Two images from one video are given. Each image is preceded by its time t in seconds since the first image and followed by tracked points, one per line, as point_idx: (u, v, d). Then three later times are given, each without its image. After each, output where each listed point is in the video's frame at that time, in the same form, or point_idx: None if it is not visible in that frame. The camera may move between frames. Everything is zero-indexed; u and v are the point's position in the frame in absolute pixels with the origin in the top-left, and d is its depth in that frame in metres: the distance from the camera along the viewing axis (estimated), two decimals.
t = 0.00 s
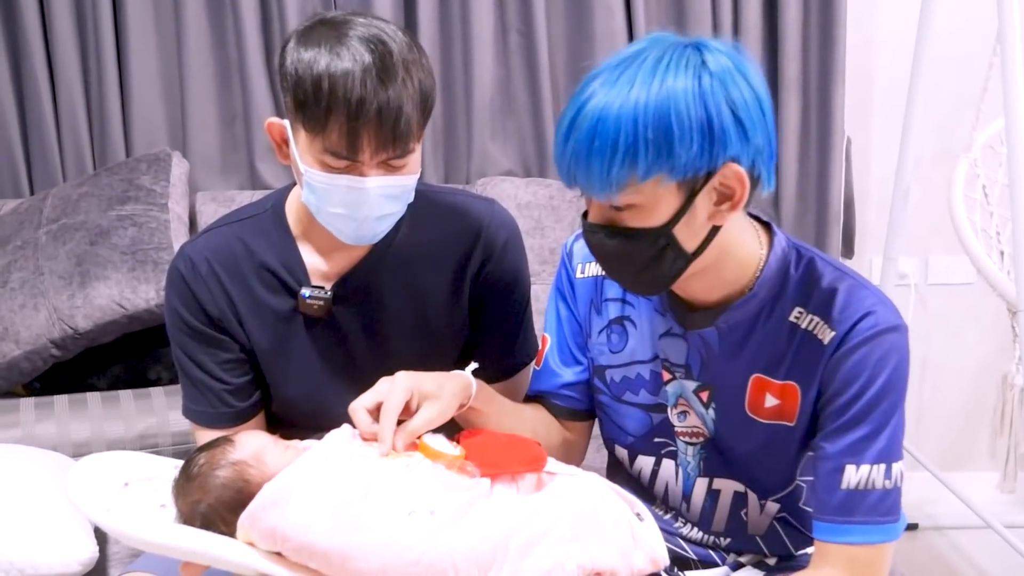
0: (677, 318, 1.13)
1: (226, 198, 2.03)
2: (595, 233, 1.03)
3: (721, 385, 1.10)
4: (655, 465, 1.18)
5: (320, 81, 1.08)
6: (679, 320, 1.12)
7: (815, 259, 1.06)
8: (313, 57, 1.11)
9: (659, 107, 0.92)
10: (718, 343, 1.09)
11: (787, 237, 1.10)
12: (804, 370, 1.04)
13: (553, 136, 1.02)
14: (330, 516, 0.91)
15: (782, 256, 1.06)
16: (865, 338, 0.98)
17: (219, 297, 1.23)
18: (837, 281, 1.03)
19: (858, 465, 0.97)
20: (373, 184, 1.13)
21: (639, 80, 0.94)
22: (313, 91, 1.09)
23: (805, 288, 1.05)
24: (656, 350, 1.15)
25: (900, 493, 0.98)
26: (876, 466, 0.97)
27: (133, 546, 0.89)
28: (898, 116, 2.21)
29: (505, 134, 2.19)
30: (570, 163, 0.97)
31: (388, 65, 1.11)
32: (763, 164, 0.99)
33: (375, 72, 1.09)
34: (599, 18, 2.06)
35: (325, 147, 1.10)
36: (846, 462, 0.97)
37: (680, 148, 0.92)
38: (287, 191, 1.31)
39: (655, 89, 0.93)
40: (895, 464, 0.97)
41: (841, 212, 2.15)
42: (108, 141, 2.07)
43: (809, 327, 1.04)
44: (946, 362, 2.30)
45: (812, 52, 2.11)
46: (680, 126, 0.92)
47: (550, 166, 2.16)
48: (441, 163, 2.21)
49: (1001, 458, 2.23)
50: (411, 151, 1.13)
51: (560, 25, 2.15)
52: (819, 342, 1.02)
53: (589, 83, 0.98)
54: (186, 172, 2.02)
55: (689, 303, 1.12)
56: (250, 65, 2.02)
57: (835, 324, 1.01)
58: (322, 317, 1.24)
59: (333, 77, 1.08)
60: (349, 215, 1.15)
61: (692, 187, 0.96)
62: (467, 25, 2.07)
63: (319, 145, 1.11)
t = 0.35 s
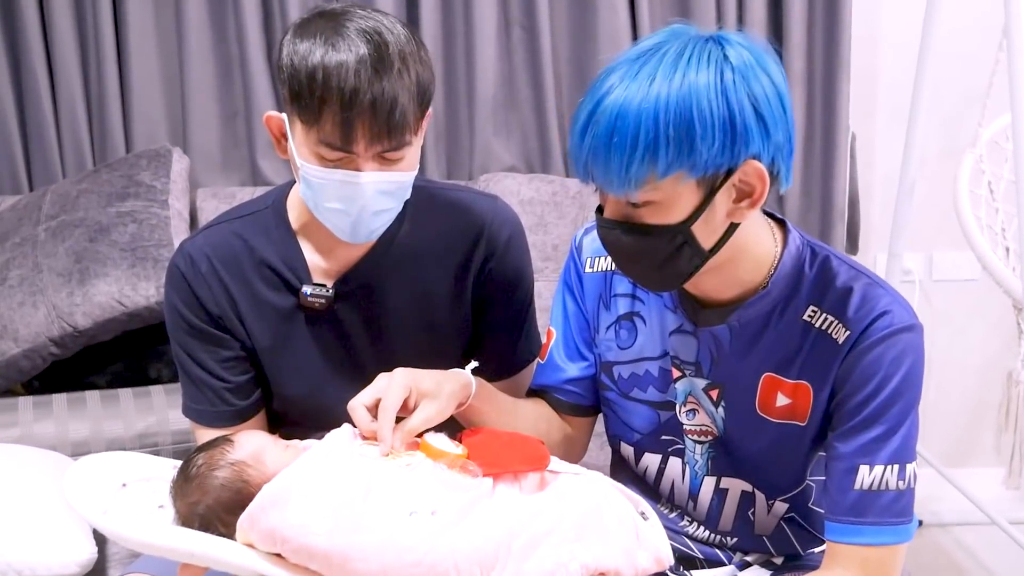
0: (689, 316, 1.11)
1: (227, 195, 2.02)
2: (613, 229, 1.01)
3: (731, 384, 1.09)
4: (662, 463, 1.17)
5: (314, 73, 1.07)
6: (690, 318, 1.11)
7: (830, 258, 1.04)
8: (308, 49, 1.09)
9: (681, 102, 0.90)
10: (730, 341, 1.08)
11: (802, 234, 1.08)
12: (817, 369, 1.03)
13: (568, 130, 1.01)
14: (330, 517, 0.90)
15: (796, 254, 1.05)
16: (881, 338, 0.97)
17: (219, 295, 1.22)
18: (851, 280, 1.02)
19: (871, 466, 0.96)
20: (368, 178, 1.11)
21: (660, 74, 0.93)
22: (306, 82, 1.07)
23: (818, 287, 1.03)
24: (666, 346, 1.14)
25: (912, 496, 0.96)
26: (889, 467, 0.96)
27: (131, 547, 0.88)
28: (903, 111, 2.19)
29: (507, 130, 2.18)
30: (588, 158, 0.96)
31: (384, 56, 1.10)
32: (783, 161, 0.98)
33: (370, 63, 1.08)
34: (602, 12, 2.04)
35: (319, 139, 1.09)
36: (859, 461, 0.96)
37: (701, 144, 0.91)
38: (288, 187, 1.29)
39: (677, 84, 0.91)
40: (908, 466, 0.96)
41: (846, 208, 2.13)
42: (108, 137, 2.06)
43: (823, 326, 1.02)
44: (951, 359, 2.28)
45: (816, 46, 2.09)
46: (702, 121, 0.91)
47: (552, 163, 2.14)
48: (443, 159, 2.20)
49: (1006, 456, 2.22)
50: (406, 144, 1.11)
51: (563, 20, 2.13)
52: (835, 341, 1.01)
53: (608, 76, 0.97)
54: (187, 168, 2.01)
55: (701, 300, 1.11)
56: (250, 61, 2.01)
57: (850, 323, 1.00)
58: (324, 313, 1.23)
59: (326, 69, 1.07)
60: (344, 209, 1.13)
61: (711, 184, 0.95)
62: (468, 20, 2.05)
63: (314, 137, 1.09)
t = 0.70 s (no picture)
0: (693, 321, 1.11)
1: (223, 201, 2.01)
2: (622, 230, 1.01)
3: (735, 389, 1.09)
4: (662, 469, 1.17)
5: (303, 77, 1.07)
6: (694, 323, 1.11)
7: (834, 264, 1.05)
8: (298, 55, 1.10)
9: (696, 106, 0.91)
10: (734, 346, 1.08)
11: (806, 240, 1.09)
12: (821, 375, 1.03)
13: (579, 131, 1.01)
14: (329, 527, 0.90)
15: (800, 260, 1.05)
16: (887, 344, 0.97)
17: (216, 303, 1.22)
18: (856, 286, 1.02)
19: (878, 471, 0.96)
20: (359, 183, 1.10)
21: (674, 77, 0.93)
22: (297, 87, 1.07)
23: (823, 292, 1.03)
24: (670, 351, 1.14)
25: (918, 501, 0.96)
26: (896, 472, 0.95)
27: (126, 559, 0.88)
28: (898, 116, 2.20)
29: (504, 136, 2.18)
30: (600, 160, 0.96)
31: (375, 62, 1.10)
32: (791, 167, 0.99)
33: (360, 67, 1.08)
34: (598, 18, 2.04)
35: (309, 144, 1.08)
36: (866, 467, 0.96)
37: (715, 148, 0.92)
38: (284, 195, 1.29)
39: (691, 87, 0.92)
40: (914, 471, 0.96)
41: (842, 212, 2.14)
42: (104, 143, 2.05)
43: (827, 331, 1.02)
44: (948, 363, 2.28)
45: (812, 50, 2.09)
46: (716, 125, 0.91)
47: (549, 168, 2.14)
48: (440, 165, 2.20)
49: (1004, 459, 2.22)
50: (396, 149, 1.11)
51: (559, 26, 2.13)
52: (839, 347, 1.01)
53: (620, 79, 0.97)
54: (183, 174, 2.00)
55: (705, 305, 1.11)
56: (247, 67, 2.01)
57: (855, 329, 1.00)
58: (323, 322, 1.23)
59: (316, 74, 1.07)
60: (335, 214, 1.12)
61: (722, 188, 0.95)
62: (464, 26, 2.05)
63: (304, 142, 1.09)
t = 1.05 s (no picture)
0: (696, 324, 1.11)
1: (221, 204, 2.00)
2: (632, 226, 1.00)
3: (739, 390, 1.09)
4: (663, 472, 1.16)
5: (303, 80, 1.07)
6: (698, 324, 1.11)
7: (837, 267, 1.05)
8: (298, 57, 1.09)
9: (709, 105, 0.91)
10: (737, 346, 1.08)
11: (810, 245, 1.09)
12: (827, 377, 1.03)
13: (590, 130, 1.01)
14: (328, 533, 0.90)
15: (805, 262, 1.05)
16: (895, 345, 0.98)
17: (214, 307, 1.22)
18: (861, 288, 1.02)
19: (895, 470, 0.97)
20: (361, 184, 1.10)
21: (687, 77, 0.93)
22: (297, 89, 1.07)
23: (828, 294, 1.04)
24: (672, 352, 1.14)
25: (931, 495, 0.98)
26: (912, 469, 0.97)
27: (124, 564, 0.87)
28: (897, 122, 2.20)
29: (502, 140, 2.17)
30: (612, 157, 0.96)
31: (374, 64, 1.09)
32: (799, 169, 0.99)
33: (359, 69, 1.08)
34: (597, 23, 2.04)
35: (310, 146, 1.08)
36: (884, 466, 0.97)
37: (728, 146, 0.91)
38: (282, 198, 1.29)
39: (705, 87, 0.92)
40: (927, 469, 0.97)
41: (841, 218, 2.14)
42: (102, 146, 2.04)
43: (832, 333, 1.03)
44: (946, 369, 2.28)
45: (810, 55, 2.10)
46: (729, 124, 0.91)
47: (547, 172, 2.14)
48: (438, 169, 2.19)
49: (1003, 466, 2.21)
50: (397, 151, 1.11)
51: (557, 30, 2.13)
52: (846, 349, 1.02)
53: (632, 78, 0.97)
54: (181, 177, 2.00)
55: (708, 305, 1.10)
56: (245, 70, 2.01)
57: (863, 331, 1.00)
58: (321, 326, 1.22)
59: (316, 77, 1.07)
60: (336, 216, 1.12)
61: (732, 187, 0.95)
62: (463, 30, 2.05)
63: (305, 144, 1.08)
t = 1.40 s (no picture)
0: (697, 312, 1.11)
1: (218, 204, 1.99)
2: (634, 203, 1.00)
3: (749, 366, 1.10)
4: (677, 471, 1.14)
5: (306, 81, 1.05)
6: (699, 313, 1.11)
7: (821, 239, 1.10)
8: (300, 58, 1.08)
9: (710, 84, 0.94)
10: (743, 326, 1.09)
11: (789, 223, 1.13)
12: (835, 339, 1.06)
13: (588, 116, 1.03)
14: (328, 538, 0.89)
15: (792, 236, 1.09)
16: (899, 299, 1.03)
17: (212, 308, 1.21)
18: (847, 254, 1.07)
19: (952, 408, 1.01)
20: (362, 189, 1.09)
21: (685, 60, 0.97)
22: (299, 90, 1.06)
23: (819, 262, 1.08)
24: (677, 348, 1.13)
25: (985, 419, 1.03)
26: (965, 401, 1.01)
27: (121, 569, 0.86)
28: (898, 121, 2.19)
29: (501, 139, 2.16)
30: (615, 136, 0.97)
31: (377, 66, 1.08)
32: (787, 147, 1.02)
33: (362, 72, 1.06)
34: (597, 22, 2.03)
35: (312, 149, 1.07)
36: (942, 410, 1.01)
37: (727, 120, 0.95)
38: (281, 198, 1.28)
39: (703, 68, 0.96)
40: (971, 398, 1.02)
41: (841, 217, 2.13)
42: (98, 145, 2.03)
43: (833, 298, 1.06)
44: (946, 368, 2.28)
45: (811, 53, 2.09)
46: (728, 100, 0.95)
47: (547, 171, 2.13)
48: (437, 169, 2.18)
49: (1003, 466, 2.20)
50: (400, 153, 1.10)
51: (557, 30, 2.12)
52: (851, 310, 1.05)
53: (628, 65, 1.00)
54: (177, 177, 1.98)
55: (706, 292, 1.12)
56: (242, 69, 1.99)
57: (863, 292, 1.04)
58: (319, 326, 1.21)
59: (318, 77, 1.05)
60: (337, 220, 1.11)
61: (729, 162, 0.98)
62: (462, 28, 2.04)
63: (306, 147, 1.07)
